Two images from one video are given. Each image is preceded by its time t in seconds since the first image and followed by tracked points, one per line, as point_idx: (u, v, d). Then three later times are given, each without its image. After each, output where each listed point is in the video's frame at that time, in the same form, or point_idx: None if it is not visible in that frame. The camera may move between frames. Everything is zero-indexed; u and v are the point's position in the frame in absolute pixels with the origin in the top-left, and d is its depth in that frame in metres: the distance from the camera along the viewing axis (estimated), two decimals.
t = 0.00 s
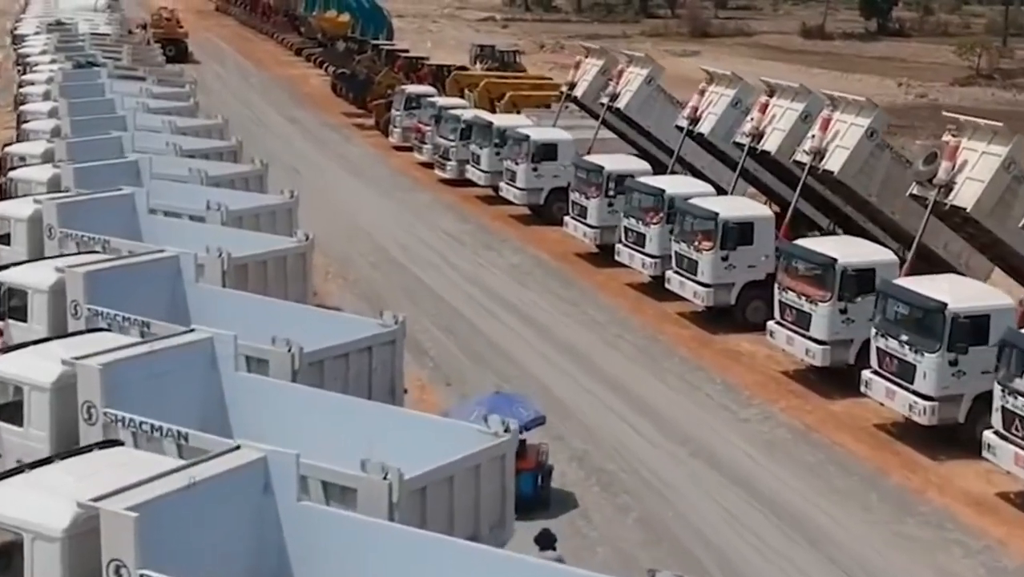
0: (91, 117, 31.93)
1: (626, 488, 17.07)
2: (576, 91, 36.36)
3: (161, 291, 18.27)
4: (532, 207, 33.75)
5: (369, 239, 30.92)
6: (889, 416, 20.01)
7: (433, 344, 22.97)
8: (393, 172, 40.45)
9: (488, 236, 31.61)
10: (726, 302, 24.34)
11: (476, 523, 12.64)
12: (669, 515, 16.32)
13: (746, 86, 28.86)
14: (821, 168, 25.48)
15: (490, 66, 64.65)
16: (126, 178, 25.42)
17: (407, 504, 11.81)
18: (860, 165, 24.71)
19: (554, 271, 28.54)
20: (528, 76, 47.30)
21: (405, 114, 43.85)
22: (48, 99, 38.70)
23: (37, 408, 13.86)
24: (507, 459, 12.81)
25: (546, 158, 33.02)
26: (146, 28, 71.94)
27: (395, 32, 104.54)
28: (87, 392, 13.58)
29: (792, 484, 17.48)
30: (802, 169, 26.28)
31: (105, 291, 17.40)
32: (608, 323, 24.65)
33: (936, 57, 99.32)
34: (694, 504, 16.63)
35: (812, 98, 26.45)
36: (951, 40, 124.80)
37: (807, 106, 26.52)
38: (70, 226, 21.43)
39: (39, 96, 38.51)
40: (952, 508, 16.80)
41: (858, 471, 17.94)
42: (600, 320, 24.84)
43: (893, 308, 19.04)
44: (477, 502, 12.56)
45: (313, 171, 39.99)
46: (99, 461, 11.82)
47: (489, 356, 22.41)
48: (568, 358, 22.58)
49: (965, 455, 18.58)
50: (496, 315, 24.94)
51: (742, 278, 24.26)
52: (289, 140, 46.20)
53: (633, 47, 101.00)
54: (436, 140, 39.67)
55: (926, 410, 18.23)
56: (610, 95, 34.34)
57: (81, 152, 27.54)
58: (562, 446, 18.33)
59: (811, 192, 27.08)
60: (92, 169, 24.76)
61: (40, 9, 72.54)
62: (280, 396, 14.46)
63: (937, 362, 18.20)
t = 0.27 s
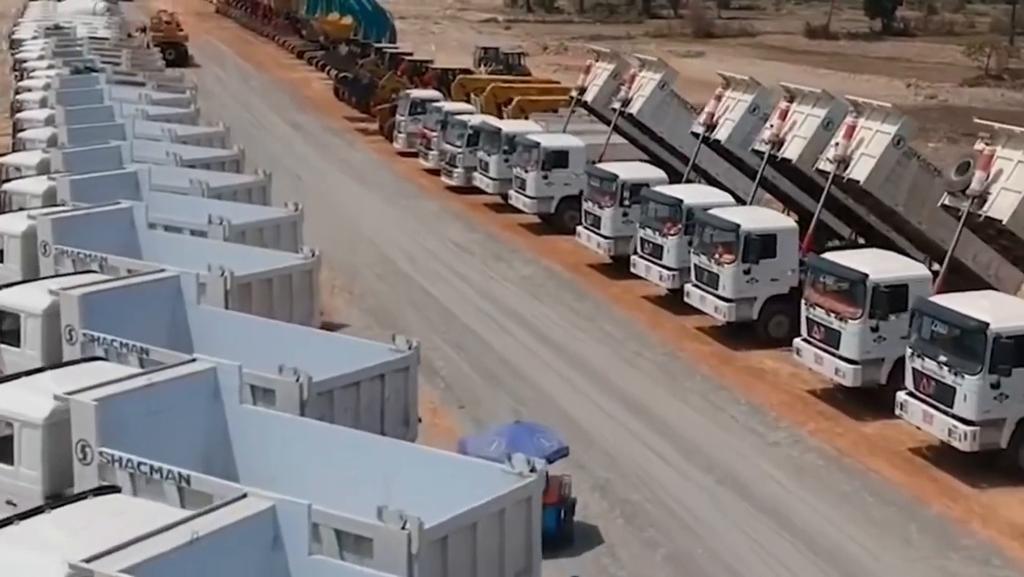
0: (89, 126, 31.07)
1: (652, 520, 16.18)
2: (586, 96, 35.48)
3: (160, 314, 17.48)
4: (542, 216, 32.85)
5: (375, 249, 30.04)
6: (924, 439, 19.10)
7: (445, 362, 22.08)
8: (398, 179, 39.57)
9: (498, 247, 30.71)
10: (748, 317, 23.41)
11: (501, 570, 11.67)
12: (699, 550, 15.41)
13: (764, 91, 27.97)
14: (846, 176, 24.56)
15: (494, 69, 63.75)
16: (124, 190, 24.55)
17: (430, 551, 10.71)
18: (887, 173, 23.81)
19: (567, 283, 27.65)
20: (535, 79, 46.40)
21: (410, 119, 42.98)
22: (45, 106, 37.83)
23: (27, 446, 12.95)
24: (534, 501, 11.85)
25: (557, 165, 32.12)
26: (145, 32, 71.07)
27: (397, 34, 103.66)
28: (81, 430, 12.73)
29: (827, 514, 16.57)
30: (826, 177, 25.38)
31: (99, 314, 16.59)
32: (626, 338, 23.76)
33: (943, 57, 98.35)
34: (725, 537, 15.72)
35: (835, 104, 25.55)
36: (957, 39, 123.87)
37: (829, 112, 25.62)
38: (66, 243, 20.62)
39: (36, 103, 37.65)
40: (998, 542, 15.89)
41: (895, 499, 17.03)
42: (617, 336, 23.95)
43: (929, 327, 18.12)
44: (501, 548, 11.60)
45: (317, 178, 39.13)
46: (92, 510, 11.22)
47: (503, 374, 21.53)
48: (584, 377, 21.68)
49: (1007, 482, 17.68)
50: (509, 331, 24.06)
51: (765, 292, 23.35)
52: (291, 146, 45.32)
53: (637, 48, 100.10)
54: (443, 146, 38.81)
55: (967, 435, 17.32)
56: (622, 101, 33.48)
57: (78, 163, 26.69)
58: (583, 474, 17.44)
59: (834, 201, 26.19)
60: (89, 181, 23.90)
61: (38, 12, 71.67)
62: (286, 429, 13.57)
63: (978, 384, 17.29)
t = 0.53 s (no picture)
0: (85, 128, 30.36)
1: (672, 548, 15.49)
2: (594, 99, 34.78)
3: (158, 328, 16.80)
4: (549, 222, 32.14)
5: (379, 256, 29.34)
6: (951, 460, 18.40)
7: (451, 376, 21.38)
8: (401, 183, 38.85)
9: (504, 254, 30.01)
10: (764, 329, 22.69)
11: None
12: None
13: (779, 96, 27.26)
14: (865, 184, 23.78)
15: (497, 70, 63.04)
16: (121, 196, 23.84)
17: None
18: (907, 181, 23.08)
19: (576, 292, 26.94)
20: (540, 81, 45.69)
21: (413, 121, 42.30)
22: (41, 107, 37.13)
23: (15, 472, 12.21)
24: (553, 537, 11.07)
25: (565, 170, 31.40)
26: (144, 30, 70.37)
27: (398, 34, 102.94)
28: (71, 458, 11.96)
29: (853, 540, 15.86)
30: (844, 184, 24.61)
31: (94, 330, 15.88)
32: (638, 351, 23.06)
33: (948, 59, 97.63)
34: (747, 565, 15.03)
35: (853, 110, 24.82)
36: (961, 40, 123.14)
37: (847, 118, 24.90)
38: (60, 252, 19.92)
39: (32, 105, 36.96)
40: None
41: (924, 524, 16.32)
42: (628, 348, 23.25)
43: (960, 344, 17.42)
44: None
45: (318, 182, 38.42)
46: (83, 548, 10.79)
47: (512, 389, 20.84)
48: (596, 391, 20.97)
49: None
50: (517, 343, 23.36)
51: (782, 304, 22.61)
52: (292, 148, 44.62)
53: (640, 48, 99.38)
54: (447, 149, 38.11)
55: (999, 458, 16.61)
56: (631, 104, 32.80)
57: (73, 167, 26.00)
58: (598, 498, 16.74)
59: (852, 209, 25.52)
60: (84, 187, 23.19)
61: (36, 11, 70.89)
62: (285, 452, 12.82)
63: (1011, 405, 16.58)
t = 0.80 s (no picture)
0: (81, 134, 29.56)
1: None
2: (603, 102, 33.97)
3: (155, 350, 15.98)
4: (558, 229, 31.31)
5: (383, 265, 28.50)
6: (987, 486, 17.53)
7: (461, 393, 20.56)
8: (405, 189, 38.02)
9: (512, 263, 29.17)
10: (786, 343, 21.84)
11: None
12: None
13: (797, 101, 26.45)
14: (888, 194, 22.89)
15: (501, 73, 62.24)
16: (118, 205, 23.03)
17: None
18: (934, 191, 22.26)
19: (588, 304, 26.09)
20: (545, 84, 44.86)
21: (417, 125, 41.51)
22: (37, 112, 36.32)
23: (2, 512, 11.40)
24: None
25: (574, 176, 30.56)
26: (144, 32, 69.55)
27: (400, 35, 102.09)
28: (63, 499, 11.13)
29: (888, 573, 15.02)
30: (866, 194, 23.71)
31: (88, 353, 15.03)
32: (654, 366, 22.21)
33: (955, 60, 96.78)
34: None
35: (875, 116, 24.01)
36: (967, 40, 122.31)
37: (869, 125, 24.08)
38: (53, 267, 19.09)
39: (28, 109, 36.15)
40: None
41: (962, 556, 15.48)
42: (644, 363, 22.40)
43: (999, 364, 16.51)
44: None
45: (320, 187, 37.60)
46: None
47: (524, 408, 20.01)
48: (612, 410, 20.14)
49: None
50: (528, 358, 22.52)
51: (804, 317, 21.76)
52: (294, 152, 43.82)
53: (643, 48, 98.57)
54: (452, 154, 37.29)
55: None
56: (642, 108, 32.05)
57: (68, 176, 25.20)
58: (619, 527, 15.90)
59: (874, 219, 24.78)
60: (79, 196, 22.38)
61: (33, 11, 70.07)
62: (289, 486, 11.95)
63: None
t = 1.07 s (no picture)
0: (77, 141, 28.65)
1: None
2: (614, 107, 33.06)
3: (153, 374, 15.02)
4: (569, 239, 30.40)
5: (388, 277, 27.56)
6: None
7: (473, 416, 19.64)
8: (410, 195, 37.09)
9: (522, 274, 28.25)
10: (812, 362, 20.91)
11: None
12: None
13: (818, 107, 25.54)
14: (918, 205, 21.92)
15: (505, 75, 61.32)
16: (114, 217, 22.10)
17: None
18: (965, 203, 21.36)
19: (601, 317, 25.15)
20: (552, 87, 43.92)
21: (421, 129, 40.60)
22: (32, 116, 35.39)
23: None
24: None
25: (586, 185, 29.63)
26: (143, 32, 68.60)
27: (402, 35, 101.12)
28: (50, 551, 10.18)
29: None
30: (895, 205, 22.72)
31: (80, 381, 14.11)
32: (673, 385, 21.28)
33: (962, 61, 95.80)
34: None
35: (902, 124, 23.11)
36: (973, 41, 121.31)
37: (896, 133, 23.17)
38: (45, 285, 18.20)
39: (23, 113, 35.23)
40: None
41: None
42: (662, 381, 21.47)
43: None
44: None
45: (323, 194, 36.67)
46: None
47: (540, 432, 19.09)
48: (632, 434, 19.20)
49: None
50: (541, 376, 21.60)
51: (830, 335, 20.84)
52: (295, 156, 42.90)
53: (647, 49, 97.62)
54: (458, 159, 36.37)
55: None
56: (655, 114, 31.17)
57: (63, 186, 24.30)
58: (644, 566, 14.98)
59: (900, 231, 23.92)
60: (73, 207, 21.43)
61: (31, 12, 69.12)
62: (293, 533, 10.93)
63: None
